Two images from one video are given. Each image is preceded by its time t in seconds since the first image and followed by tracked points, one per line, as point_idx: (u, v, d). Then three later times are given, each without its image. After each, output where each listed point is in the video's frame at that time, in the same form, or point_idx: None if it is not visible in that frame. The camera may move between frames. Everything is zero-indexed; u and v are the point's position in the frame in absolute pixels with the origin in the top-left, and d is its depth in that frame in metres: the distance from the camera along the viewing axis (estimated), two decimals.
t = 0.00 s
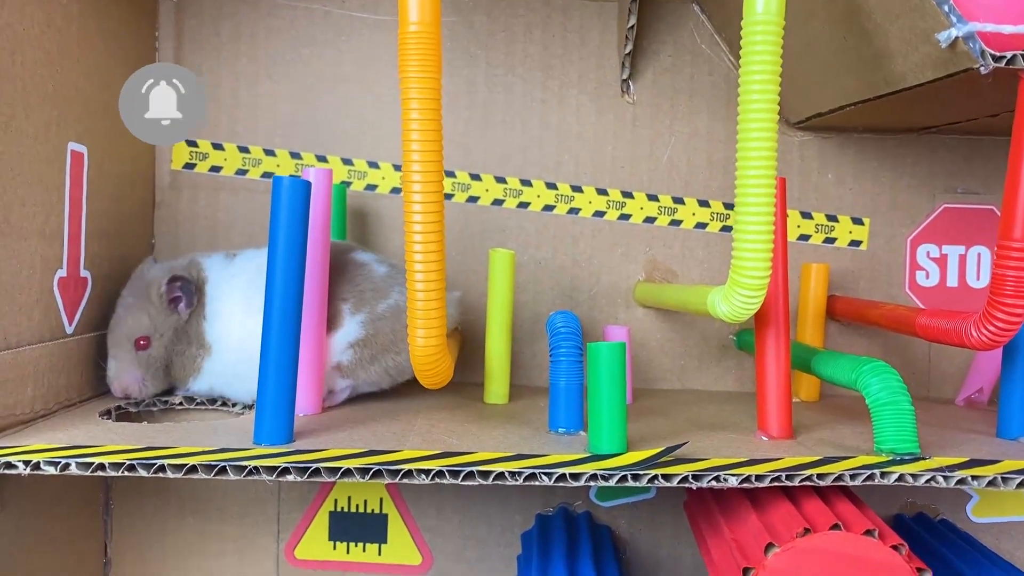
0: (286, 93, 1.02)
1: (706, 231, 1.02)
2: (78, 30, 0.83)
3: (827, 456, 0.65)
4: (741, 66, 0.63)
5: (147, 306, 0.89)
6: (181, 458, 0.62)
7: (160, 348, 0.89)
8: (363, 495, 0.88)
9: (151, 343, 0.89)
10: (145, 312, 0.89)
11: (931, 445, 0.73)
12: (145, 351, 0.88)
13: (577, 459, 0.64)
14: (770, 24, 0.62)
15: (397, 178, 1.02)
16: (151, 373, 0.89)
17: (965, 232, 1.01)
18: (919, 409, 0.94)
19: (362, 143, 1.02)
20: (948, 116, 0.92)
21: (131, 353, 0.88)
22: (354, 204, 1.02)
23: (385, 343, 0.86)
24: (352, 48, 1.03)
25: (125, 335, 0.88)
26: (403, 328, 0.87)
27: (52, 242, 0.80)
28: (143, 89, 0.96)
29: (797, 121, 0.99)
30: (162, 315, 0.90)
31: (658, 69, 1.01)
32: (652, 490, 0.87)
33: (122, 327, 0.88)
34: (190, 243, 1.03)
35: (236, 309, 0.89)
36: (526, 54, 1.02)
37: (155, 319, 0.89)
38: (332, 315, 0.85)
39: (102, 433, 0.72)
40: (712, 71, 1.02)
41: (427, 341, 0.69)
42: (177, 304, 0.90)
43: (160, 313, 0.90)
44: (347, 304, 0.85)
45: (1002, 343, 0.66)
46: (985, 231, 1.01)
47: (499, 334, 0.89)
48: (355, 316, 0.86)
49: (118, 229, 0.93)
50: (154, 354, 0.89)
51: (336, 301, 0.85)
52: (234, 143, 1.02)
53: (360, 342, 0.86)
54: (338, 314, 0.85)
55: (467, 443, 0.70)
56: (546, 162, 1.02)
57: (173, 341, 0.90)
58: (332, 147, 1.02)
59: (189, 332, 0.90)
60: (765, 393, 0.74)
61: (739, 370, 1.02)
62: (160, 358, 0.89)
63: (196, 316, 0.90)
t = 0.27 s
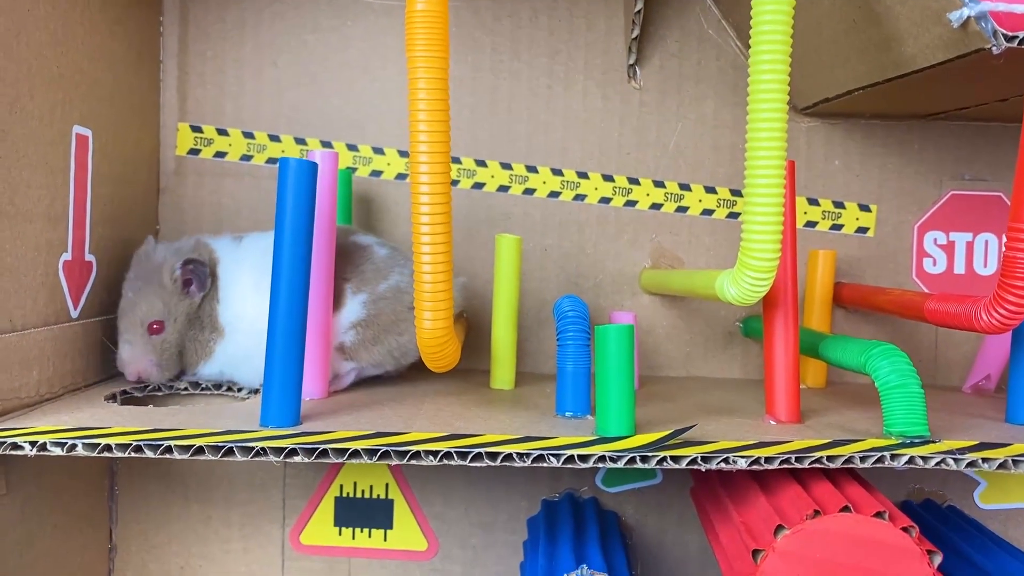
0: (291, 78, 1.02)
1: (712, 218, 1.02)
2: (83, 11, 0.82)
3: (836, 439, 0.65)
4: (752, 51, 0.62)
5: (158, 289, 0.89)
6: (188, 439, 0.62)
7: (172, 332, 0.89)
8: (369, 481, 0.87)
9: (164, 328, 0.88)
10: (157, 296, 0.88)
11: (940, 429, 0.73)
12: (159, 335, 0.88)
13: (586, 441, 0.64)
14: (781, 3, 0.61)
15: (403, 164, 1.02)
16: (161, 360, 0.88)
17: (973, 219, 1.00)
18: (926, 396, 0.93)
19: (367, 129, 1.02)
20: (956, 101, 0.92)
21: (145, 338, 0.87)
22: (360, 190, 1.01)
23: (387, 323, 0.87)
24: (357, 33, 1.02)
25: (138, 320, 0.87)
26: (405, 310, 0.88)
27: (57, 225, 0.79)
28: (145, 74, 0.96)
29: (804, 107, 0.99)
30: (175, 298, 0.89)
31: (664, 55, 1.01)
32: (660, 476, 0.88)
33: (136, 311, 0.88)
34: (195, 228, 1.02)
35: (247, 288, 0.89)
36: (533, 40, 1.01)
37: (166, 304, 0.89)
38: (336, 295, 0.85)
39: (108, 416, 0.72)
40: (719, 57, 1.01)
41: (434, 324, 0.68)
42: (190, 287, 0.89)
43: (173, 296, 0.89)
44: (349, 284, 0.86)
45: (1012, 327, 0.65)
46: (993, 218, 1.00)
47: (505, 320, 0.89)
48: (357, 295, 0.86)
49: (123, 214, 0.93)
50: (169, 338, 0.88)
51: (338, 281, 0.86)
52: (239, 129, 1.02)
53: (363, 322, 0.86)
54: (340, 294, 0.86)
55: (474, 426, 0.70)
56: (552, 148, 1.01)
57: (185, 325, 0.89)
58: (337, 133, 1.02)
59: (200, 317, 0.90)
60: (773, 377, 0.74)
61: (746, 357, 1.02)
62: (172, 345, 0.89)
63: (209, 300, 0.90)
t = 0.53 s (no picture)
0: (298, 63, 1.01)
1: (720, 204, 1.01)
2: None
3: (848, 424, 0.64)
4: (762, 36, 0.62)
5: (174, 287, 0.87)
6: (197, 422, 0.62)
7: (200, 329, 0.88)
8: (376, 467, 0.87)
9: (192, 327, 0.88)
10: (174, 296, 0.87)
11: (950, 415, 0.72)
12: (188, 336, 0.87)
13: (596, 425, 0.64)
14: None
15: (409, 150, 1.01)
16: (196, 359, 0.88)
17: (982, 207, 1.00)
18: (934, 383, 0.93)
19: (374, 115, 1.01)
20: (965, 87, 0.91)
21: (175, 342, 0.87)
22: (366, 176, 1.01)
23: (393, 300, 0.88)
24: (364, 18, 1.01)
25: (164, 326, 0.86)
26: (410, 286, 0.89)
27: (63, 209, 0.79)
28: (151, 59, 0.96)
29: (813, 93, 0.99)
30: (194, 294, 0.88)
31: (673, 41, 1.00)
32: (667, 463, 0.88)
33: (160, 318, 0.86)
34: (200, 214, 1.02)
35: (255, 270, 0.89)
36: (540, 25, 1.01)
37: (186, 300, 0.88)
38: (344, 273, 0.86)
39: (115, 400, 0.72)
40: (727, 43, 1.01)
41: (443, 308, 0.68)
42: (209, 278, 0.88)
43: (192, 291, 0.88)
44: (357, 262, 0.86)
45: None
46: (1002, 205, 1.00)
47: (512, 306, 0.88)
48: (364, 273, 0.87)
49: (129, 198, 0.93)
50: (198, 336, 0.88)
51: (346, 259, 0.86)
52: (245, 114, 1.01)
53: (370, 299, 0.87)
54: (348, 272, 0.86)
55: (483, 411, 0.70)
56: (559, 134, 1.01)
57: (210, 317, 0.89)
58: (343, 119, 1.01)
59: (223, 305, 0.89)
60: (783, 362, 0.74)
61: (753, 344, 1.01)
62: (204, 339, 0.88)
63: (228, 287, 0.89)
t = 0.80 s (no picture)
0: (298, 46, 1.01)
1: (722, 189, 1.01)
2: None
3: (852, 405, 0.64)
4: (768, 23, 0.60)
5: (178, 341, 0.87)
6: (197, 403, 0.62)
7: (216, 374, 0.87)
8: (376, 451, 0.87)
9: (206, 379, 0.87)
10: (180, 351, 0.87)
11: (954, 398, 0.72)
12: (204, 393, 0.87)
13: (598, 405, 0.64)
14: None
15: (410, 133, 1.00)
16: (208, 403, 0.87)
17: (985, 191, 0.99)
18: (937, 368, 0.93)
19: (374, 98, 1.00)
20: (970, 70, 0.90)
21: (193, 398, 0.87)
22: (366, 159, 1.00)
23: (396, 281, 0.87)
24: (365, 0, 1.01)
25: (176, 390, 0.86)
26: (412, 267, 0.88)
27: (62, 191, 0.78)
28: (150, 42, 0.95)
29: (816, 76, 0.98)
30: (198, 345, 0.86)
31: (675, 24, 1.00)
32: (669, 447, 0.87)
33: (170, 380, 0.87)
34: (200, 198, 1.02)
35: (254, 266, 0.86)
36: (542, 8, 1.00)
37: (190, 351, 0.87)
38: (348, 255, 0.85)
39: (115, 381, 0.71)
40: (730, 25, 1.00)
41: (444, 289, 0.68)
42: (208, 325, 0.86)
43: (195, 344, 0.86)
44: (360, 244, 0.86)
45: None
46: (1005, 190, 0.99)
47: (515, 289, 0.88)
48: (367, 256, 0.87)
49: (128, 181, 0.92)
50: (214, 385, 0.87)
51: (349, 242, 0.86)
52: (245, 97, 1.01)
53: (375, 281, 0.86)
54: (351, 255, 0.85)
55: (485, 392, 0.70)
56: (561, 118, 1.00)
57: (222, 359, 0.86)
58: (343, 102, 1.01)
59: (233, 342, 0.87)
60: (786, 344, 0.73)
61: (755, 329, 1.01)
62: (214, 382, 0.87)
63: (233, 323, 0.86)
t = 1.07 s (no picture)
0: (302, 19, 1.00)
1: (730, 163, 1.00)
2: None
3: (865, 373, 0.64)
4: None
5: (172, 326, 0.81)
6: (204, 368, 0.61)
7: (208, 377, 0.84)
8: (383, 425, 0.87)
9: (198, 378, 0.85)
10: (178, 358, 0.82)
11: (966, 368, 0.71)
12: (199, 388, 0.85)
13: (609, 373, 0.63)
14: None
15: (415, 107, 0.99)
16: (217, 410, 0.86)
17: (994, 165, 0.99)
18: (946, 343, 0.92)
19: (379, 71, 0.99)
20: (981, 42, 0.90)
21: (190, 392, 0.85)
22: (371, 133, 0.99)
23: (396, 263, 0.85)
24: None
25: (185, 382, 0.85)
26: (414, 251, 0.86)
27: (66, 159, 0.78)
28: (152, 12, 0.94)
29: (826, 50, 0.97)
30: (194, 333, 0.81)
31: None
32: (677, 421, 0.87)
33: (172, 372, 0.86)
34: (204, 172, 1.00)
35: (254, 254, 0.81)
36: None
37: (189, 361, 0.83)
38: (352, 229, 0.83)
39: (120, 350, 0.71)
40: None
41: (454, 257, 0.67)
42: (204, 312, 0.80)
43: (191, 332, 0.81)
44: (366, 220, 0.84)
45: None
46: (1015, 164, 0.98)
47: (522, 261, 0.87)
48: (372, 233, 0.84)
49: (131, 153, 0.91)
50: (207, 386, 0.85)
51: (356, 215, 0.84)
52: (248, 70, 1.00)
53: (376, 260, 0.84)
54: (357, 229, 0.83)
55: (493, 361, 0.69)
56: (568, 91, 0.99)
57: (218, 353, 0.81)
58: (347, 75, 1.00)
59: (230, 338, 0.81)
60: (798, 313, 0.72)
61: (763, 305, 1.00)
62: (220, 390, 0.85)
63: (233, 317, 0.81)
